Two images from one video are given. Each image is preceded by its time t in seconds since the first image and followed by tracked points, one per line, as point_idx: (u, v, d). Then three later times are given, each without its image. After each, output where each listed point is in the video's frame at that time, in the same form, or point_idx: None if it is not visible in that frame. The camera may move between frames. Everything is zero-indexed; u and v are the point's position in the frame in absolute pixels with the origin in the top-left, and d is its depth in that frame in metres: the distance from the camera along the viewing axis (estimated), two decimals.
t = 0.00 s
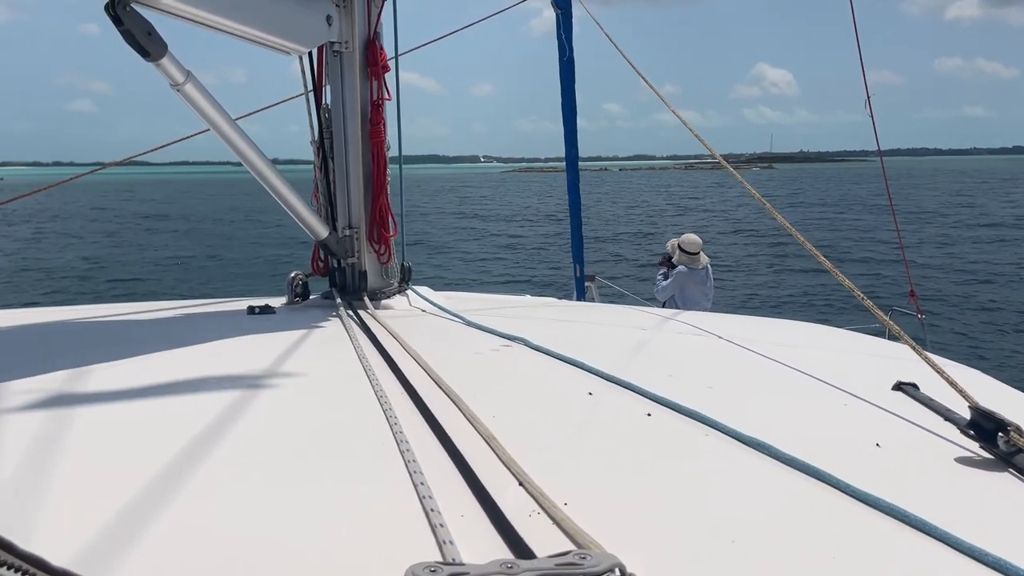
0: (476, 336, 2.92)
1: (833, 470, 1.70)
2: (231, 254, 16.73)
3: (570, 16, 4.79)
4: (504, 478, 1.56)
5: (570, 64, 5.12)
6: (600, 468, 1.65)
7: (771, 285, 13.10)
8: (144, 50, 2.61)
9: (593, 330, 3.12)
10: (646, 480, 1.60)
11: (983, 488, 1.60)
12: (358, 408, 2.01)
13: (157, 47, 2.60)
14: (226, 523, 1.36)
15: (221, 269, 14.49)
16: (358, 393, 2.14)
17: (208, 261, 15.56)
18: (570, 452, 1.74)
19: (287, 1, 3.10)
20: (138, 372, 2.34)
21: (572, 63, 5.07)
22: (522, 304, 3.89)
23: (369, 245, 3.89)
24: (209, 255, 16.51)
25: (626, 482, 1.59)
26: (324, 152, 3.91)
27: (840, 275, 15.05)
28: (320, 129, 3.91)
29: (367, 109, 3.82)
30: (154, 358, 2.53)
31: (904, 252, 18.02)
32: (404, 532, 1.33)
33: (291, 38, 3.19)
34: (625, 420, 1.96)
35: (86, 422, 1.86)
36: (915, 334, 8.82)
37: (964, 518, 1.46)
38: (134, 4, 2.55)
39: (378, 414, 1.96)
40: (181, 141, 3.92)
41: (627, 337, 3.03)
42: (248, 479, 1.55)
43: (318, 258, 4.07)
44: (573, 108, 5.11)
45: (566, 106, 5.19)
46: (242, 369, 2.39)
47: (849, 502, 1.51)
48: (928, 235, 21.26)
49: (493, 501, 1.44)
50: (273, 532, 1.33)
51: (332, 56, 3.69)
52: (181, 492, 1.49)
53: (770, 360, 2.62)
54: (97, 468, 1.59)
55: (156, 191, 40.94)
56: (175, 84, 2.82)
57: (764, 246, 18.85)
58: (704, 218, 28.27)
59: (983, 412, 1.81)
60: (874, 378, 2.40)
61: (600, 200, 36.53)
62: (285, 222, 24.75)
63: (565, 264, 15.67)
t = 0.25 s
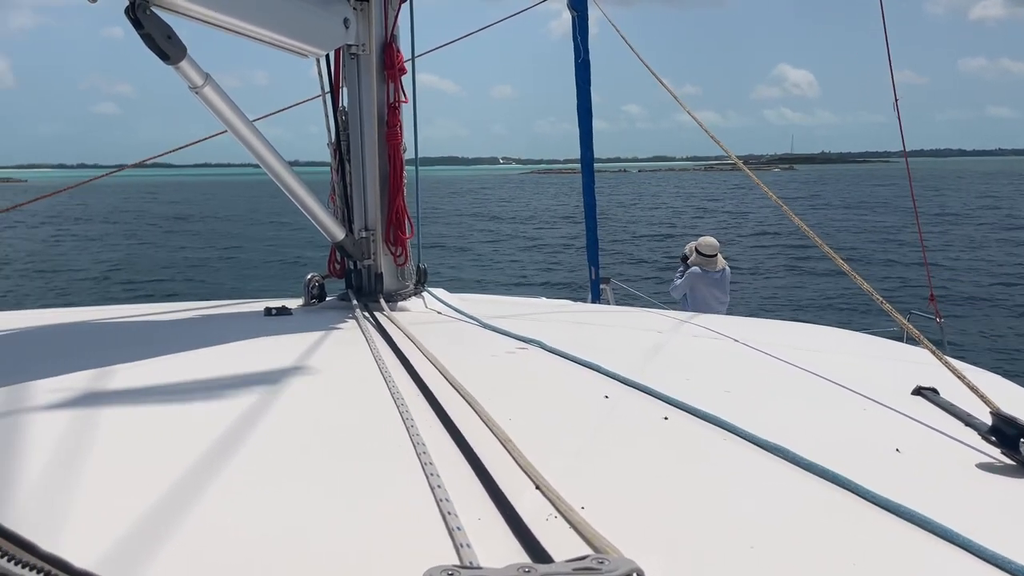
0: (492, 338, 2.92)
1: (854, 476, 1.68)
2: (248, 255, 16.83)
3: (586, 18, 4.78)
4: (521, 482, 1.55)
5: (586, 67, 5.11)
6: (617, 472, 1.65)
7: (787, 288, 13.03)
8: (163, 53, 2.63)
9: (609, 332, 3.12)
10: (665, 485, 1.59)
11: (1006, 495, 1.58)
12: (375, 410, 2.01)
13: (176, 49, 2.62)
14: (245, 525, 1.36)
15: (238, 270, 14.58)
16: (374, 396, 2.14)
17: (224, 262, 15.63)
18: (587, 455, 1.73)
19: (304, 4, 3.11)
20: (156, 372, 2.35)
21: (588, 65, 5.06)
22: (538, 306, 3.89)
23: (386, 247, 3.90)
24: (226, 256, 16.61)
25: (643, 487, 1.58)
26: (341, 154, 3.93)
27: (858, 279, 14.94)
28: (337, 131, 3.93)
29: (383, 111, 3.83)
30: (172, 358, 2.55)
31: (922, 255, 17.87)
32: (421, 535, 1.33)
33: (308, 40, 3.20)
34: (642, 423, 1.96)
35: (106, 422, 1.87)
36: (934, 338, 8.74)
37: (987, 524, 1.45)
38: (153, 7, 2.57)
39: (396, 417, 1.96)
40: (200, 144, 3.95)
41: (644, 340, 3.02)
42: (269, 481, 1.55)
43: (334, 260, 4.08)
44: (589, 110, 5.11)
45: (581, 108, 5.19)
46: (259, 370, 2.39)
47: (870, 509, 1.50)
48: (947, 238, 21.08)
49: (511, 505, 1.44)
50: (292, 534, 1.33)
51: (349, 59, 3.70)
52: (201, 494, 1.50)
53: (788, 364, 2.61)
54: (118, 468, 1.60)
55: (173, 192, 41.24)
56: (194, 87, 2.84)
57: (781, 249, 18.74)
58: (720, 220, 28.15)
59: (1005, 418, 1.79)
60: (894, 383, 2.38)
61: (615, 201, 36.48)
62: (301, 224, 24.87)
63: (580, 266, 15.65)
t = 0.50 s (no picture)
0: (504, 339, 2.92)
1: (866, 481, 1.66)
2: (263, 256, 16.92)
3: (599, 20, 4.78)
4: (531, 485, 1.55)
5: (599, 68, 5.11)
6: (627, 476, 1.64)
7: (801, 291, 12.96)
8: (177, 55, 2.64)
9: (621, 335, 3.11)
10: (677, 489, 1.58)
11: (1022, 501, 1.56)
12: (386, 412, 2.01)
13: (191, 51, 2.64)
14: (255, 527, 1.37)
15: (253, 271, 14.66)
16: (385, 398, 2.15)
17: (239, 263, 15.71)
18: (597, 459, 1.73)
19: (318, 6, 3.12)
20: (169, 372, 2.36)
21: (601, 67, 5.05)
22: (549, 308, 3.88)
23: (398, 249, 3.90)
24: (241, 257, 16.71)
25: (654, 490, 1.57)
26: (354, 156, 3.94)
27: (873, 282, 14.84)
28: (350, 133, 3.94)
29: (396, 113, 3.84)
30: (185, 359, 2.56)
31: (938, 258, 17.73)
32: (431, 538, 1.33)
33: (322, 43, 3.21)
34: (653, 427, 1.95)
35: (118, 421, 1.88)
36: (950, 342, 8.67)
37: (1003, 531, 1.43)
38: (168, 9, 2.59)
39: (406, 419, 1.96)
40: (213, 145, 3.97)
41: (656, 343, 3.01)
42: (279, 482, 1.56)
43: (347, 261, 4.09)
44: (601, 112, 5.10)
45: (594, 110, 5.18)
46: (271, 371, 2.40)
47: (883, 514, 1.48)
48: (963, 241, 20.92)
49: (521, 508, 1.43)
50: (301, 536, 1.33)
51: (363, 61, 3.71)
52: (212, 494, 1.50)
53: (801, 367, 2.59)
54: (130, 467, 1.61)
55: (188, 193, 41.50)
56: (208, 89, 2.86)
57: (795, 251, 18.65)
58: (734, 221, 28.05)
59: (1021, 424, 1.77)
60: (908, 387, 2.36)
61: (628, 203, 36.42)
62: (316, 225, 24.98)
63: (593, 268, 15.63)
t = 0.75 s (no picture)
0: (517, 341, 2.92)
1: (881, 486, 1.66)
2: (279, 257, 17.01)
3: (614, 22, 4.78)
4: (544, 488, 1.55)
5: (614, 71, 5.11)
6: (640, 479, 1.64)
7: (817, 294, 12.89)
8: (195, 58, 2.66)
9: (635, 338, 3.11)
10: (692, 494, 1.57)
11: None
12: (400, 413, 2.02)
13: (208, 55, 2.66)
14: (268, 528, 1.37)
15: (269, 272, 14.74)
16: (399, 399, 2.16)
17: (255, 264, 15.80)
18: (610, 462, 1.73)
19: (334, 10, 3.15)
20: (185, 373, 2.38)
21: (616, 69, 5.05)
22: (563, 311, 3.88)
23: (413, 251, 3.92)
24: (257, 258, 16.81)
25: (667, 494, 1.57)
26: (370, 158, 3.96)
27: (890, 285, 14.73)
28: (366, 135, 3.96)
29: (411, 116, 3.86)
30: (201, 359, 2.58)
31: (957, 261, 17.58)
32: (444, 539, 1.33)
33: (338, 46, 3.23)
34: (666, 430, 1.95)
35: (134, 421, 1.90)
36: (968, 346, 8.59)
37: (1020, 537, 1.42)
38: (186, 13, 2.61)
39: (420, 421, 1.97)
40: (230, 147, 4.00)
41: (670, 346, 3.00)
42: (295, 482, 1.57)
43: (362, 263, 4.12)
44: (616, 114, 5.10)
45: (609, 113, 5.18)
46: (285, 373, 2.42)
47: (897, 519, 1.47)
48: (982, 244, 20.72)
49: (533, 510, 1.44)
50: (315, 535, 1.34)
51: (378, 64, 3.73)
52: (228, 493, 1.52)
53: (816, 371, 2.58)
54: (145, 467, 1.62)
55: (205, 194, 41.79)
56: (225, 92, 2.88)
57: (811, 253, 18.55)
58: (751, 224, 27.92)
59: None
60: (924, 392, 2.34)
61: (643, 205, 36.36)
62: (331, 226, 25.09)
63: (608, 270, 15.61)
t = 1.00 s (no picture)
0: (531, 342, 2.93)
1: (897, 487, 1.65)
2: (293, 258, 17.08)
3: (628, 23, 4.77)
4: (558, 487, 1.55)
5: (628, 71, 5.10)
6: (654, 479, 1.64)
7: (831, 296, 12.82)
8: (212, 59, 2.69)
9: (649, 339, 3.10)
10: (706, 494, 1.57)
11: None
12: (414, 413, 2.03)
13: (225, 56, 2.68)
14: (282, 525, 1.39)
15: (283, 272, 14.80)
16: (413, 399, 2.16)
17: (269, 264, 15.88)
18: (624, 462, 1.73)
19: (349, 11, 3.16)
20: (201, 372, 2.40)
21: (630, 69, 5.05)
22: (576, 311, 3.88)
23: (426, 251, 3.93)
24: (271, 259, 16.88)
25: (681, 494, 1.57)
26: (384, 159, 3.98)
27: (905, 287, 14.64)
28: (380, 136, 3.98)
29: (425, 117, 3.87)
30: (217, 359, 2.60)
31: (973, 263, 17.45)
32: (458, 538, 1.34)
33: (353, 46, 3.25)
34: (680, 430, 1.95)
35: (150, 420, 1.92)
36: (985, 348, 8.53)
37: None
38: (203, 15, 2.63)
39: (434, 420, 1.98)
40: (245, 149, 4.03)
41: (683, 347, 3.00)
42: (310, 482, 1.58)
43: (376, 263, 4.13)
44: (630, 115, 5.09)
45: (623, 114, 5.17)
46: (300, 373, 2.44)
47: (912, 521, 1.47)
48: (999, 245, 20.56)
49: (548, 509, 1.44)
50: (330, 533, 1.35)
51: (393, 65, 3.74)
52: (244, 491, 1.53)
53: (830, 373, 2.57)
54: (162, 466, 1.64)
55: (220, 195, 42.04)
56: (241, 93, 2.90)
57: (826, 255, 18.45)
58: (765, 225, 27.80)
59: None
60: (941, 394, 2.33)
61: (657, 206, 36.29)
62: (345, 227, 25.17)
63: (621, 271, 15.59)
